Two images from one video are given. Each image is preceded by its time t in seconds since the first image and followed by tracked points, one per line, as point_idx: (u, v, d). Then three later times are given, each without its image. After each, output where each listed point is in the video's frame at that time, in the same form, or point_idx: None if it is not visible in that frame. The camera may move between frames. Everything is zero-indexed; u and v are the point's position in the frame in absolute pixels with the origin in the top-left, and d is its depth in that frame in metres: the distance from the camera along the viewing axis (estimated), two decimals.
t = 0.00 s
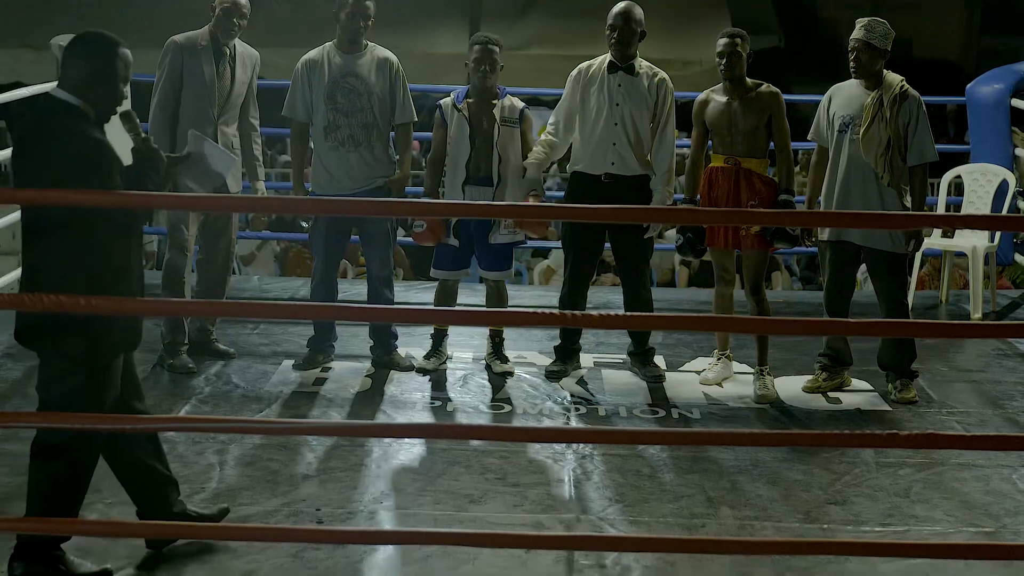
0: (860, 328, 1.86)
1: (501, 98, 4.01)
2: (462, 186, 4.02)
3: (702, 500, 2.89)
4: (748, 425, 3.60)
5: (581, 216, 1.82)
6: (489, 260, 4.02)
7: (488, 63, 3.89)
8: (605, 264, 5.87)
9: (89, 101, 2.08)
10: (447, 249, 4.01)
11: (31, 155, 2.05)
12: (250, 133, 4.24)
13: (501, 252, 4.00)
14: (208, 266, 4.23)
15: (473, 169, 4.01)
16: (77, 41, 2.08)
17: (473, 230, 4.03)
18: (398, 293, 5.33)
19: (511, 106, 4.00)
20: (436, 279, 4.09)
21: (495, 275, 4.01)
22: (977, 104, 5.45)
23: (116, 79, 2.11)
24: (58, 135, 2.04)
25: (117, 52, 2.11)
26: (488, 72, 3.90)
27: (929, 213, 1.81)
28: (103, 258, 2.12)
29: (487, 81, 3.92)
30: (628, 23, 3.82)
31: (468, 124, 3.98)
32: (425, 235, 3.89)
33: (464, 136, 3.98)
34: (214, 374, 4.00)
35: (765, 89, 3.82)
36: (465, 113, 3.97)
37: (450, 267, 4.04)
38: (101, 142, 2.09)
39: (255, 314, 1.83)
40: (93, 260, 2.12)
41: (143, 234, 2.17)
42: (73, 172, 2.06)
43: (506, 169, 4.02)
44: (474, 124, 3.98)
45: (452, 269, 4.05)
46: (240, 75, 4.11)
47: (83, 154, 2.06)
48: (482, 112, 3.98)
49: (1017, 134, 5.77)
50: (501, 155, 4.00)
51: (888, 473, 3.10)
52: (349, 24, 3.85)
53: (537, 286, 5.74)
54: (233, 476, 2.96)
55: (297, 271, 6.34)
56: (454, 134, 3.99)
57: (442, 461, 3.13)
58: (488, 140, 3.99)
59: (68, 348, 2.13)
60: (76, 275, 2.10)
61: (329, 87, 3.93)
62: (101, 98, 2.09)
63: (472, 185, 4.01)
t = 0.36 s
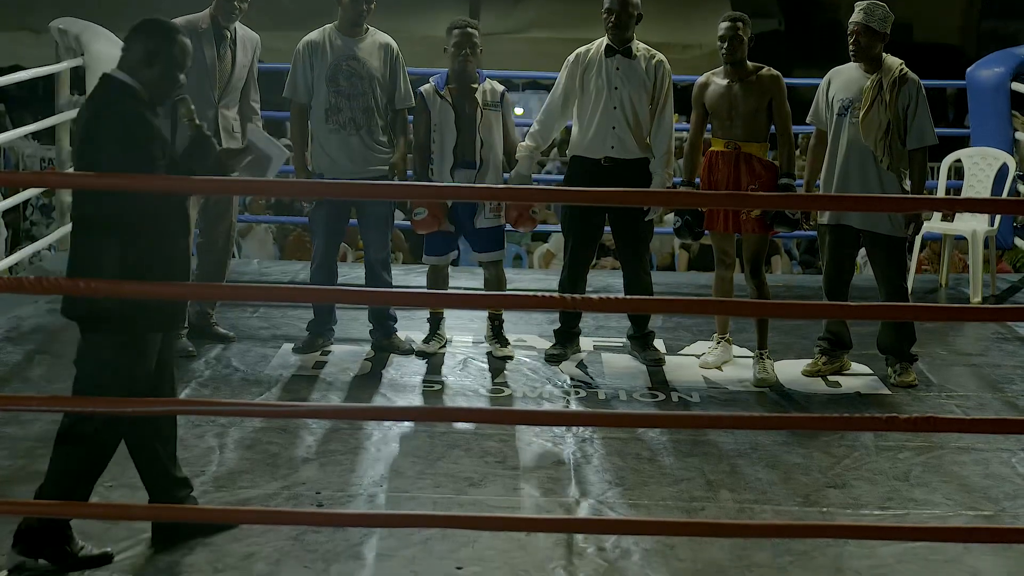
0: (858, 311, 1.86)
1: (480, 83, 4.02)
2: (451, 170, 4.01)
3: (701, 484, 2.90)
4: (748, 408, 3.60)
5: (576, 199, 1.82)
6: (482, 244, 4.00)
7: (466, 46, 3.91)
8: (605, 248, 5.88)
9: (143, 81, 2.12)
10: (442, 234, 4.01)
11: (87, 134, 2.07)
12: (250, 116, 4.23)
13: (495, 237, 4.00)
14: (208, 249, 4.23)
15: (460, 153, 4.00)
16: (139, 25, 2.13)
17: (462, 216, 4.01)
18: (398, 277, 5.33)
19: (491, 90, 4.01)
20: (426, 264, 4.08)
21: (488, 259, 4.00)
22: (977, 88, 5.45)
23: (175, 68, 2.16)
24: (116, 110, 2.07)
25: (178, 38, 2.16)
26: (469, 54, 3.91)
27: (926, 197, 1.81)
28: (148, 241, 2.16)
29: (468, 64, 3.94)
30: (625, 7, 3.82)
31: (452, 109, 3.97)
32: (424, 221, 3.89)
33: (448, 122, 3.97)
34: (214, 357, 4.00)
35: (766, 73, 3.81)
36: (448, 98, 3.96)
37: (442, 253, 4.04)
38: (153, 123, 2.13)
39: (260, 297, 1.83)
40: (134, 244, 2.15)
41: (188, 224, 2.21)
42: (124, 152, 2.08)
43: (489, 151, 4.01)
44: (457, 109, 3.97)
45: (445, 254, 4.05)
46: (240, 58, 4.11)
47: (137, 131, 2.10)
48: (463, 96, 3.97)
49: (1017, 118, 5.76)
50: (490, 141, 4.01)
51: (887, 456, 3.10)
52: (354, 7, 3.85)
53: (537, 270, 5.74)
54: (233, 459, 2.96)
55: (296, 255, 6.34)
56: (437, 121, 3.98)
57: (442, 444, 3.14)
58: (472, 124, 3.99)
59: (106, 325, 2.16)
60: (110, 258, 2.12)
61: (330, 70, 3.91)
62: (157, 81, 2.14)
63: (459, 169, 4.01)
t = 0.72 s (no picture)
0: (859, 296, 1.86)
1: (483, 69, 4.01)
2: (453, 156, 4.02)
3: (700, 469, 2.90)
4: (747, 394, 3.61)
5: (576, 185, 1.81)
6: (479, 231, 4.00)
7: (467, 32, 3.90)
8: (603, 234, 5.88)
9: (190, 60, 2.11)
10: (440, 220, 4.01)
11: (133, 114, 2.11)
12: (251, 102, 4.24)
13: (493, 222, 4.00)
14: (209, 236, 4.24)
15: (462, 139, 4.01)
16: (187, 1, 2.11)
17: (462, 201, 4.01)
18: (397, 263, 5.34)
19: (494, 77, 3.98)
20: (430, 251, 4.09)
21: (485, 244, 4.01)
22: (978, 74, 5.43)
23: (222, 45, 2.13)
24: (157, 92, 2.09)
25: (224, 17, 2.14)
26: (471, 40, 3.90)
27: (926, 180, 1.81)
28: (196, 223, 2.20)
29: (469, 51, 3.92)
30: None
31: (454, 95, 3.96)
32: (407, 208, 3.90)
33: (450, 107, 3.96)
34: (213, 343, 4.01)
35: (765, 59, 3.80)
36: (450, 84, 3.95)
37: (442, 239, 4.05)
38: (197, 102, 2.14)
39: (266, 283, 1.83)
40: (178, 229, 2.19)
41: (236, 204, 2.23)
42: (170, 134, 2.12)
43: (490, 135, 4.03)
44: (459, 95, 3.97)
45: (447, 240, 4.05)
46: (241, 43, 4.11)
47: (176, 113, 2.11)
48: (467, 83, 3.95)
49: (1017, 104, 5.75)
50: (489, 127, 4.01)
51: (886, 442, 3.11)
52: None
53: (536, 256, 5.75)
54: (232, 444, 2.97)
55: (296, 241, 6.34)
56: (438, 107, 3.97)
57: (443, 430, 3.14)
58: (473, 109, 3.99)
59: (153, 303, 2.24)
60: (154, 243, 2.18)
61: (326, 55, 3.91)
62: (204, 59, 2.12)
63: (460, 154, 4.02)
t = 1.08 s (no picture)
0: (857, 283, 1.86)
1: (499, 54, 3.97)
2: (464, 142, 4.00)
3: (699, 456, 2.90)
4: (747, 380, 3.61)
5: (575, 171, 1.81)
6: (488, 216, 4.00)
7: (483, 20, 3.86)
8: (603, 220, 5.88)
9: (225, 50, 2.08)
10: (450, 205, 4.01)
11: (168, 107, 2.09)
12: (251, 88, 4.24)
13: (503, 210, 3.99)
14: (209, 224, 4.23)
15: (473, 126, 3.99)
16: None
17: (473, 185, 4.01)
18: (396, 250, 5.33)
19: (509, 63, 3.97)
20: (438, 237, 4.08)
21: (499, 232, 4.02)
22: (977, 61, 5.42)
23: (256, 36, 2.11)
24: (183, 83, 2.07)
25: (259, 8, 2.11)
26: (486, 29, 3.86)
27: (925, 167, 1.81)
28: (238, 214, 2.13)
29: (485, 39, 3.89)
30: None
31: (467, 81, 3.95)
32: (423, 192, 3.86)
33: (464, 93, 3.96)
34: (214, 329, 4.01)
35: (766, 45, 3.79)
36: (463, 70, 3.94)
37: (452, 226, 4.05)
38: (231, 93, 2.09)
39: (269, 269, 1.83)
40: (226, 220, 2.13)
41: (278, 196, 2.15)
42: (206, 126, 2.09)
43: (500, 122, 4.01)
44: (473, 81, 3.95)
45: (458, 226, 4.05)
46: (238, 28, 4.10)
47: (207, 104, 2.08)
48: (480, 69, 3.93)
49: (1017, 91, 5.74)
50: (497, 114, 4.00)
51: (885, 428, 3.11)
52: None
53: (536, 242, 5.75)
54: (231, 430, 2.97)
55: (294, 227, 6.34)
56: (453, 92, 3.96)
57: (441, 417, 3.14)
58: (486, 95, 3.97)
59: (204, 295, 2.19)
60: (196, 237, 2.13)
61: (319, 41, 3.91)
62: (239, 49, 2.09)
63: (472, 141, 4.00)
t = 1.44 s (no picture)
0: (857, 268, 1.86)
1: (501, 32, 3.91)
2: (469, 128, 3.94)
3: (700, 441, 2.90)
4: (747, 365, 3.61)
5: (577, 155, 1.81)
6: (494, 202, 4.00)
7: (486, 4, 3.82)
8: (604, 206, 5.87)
9: (291, 42, 2.13)
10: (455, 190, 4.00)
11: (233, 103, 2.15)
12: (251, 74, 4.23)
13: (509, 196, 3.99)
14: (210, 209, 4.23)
15: (479, 111, 3.94)
16: None
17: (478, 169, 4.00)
18: (396, 235, 5.33)
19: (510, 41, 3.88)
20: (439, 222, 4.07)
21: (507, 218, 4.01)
22: (978, 46, 5.41)
23: (323, 27, 2.17)
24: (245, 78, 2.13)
25: None
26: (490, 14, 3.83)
27: (925, 151, 1.80)
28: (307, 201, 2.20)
29: (488, 23, 3.85)
30: None
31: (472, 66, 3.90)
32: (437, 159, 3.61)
33: (467, 77, 3.90)
34: (214, 315, 4.01)
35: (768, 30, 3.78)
36: (467, 53, 3.88)
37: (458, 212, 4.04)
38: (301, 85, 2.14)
39: (274, 252, 1.83)
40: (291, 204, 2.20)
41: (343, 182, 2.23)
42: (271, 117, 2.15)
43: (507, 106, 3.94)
44: (477, 64, 3.89)
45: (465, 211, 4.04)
46: (241, 14, 4.08)
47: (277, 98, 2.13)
48: (483, 52, 3.88)
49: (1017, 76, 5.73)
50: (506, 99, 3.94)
51: (886, 413, 3.11)
52: None
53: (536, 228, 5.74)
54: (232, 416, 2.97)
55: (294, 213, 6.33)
56: (457, 77, 3.90)
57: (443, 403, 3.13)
58: (492, 79, 3.90)
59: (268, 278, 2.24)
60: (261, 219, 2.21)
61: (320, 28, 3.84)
62: (306, 41, 2.15)
63: (477, 126, 3.94)
